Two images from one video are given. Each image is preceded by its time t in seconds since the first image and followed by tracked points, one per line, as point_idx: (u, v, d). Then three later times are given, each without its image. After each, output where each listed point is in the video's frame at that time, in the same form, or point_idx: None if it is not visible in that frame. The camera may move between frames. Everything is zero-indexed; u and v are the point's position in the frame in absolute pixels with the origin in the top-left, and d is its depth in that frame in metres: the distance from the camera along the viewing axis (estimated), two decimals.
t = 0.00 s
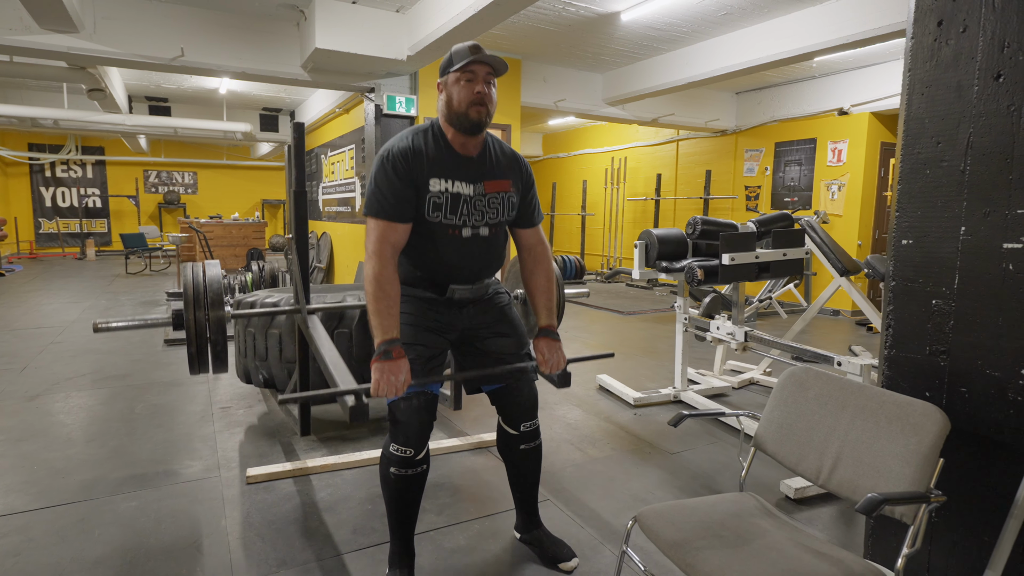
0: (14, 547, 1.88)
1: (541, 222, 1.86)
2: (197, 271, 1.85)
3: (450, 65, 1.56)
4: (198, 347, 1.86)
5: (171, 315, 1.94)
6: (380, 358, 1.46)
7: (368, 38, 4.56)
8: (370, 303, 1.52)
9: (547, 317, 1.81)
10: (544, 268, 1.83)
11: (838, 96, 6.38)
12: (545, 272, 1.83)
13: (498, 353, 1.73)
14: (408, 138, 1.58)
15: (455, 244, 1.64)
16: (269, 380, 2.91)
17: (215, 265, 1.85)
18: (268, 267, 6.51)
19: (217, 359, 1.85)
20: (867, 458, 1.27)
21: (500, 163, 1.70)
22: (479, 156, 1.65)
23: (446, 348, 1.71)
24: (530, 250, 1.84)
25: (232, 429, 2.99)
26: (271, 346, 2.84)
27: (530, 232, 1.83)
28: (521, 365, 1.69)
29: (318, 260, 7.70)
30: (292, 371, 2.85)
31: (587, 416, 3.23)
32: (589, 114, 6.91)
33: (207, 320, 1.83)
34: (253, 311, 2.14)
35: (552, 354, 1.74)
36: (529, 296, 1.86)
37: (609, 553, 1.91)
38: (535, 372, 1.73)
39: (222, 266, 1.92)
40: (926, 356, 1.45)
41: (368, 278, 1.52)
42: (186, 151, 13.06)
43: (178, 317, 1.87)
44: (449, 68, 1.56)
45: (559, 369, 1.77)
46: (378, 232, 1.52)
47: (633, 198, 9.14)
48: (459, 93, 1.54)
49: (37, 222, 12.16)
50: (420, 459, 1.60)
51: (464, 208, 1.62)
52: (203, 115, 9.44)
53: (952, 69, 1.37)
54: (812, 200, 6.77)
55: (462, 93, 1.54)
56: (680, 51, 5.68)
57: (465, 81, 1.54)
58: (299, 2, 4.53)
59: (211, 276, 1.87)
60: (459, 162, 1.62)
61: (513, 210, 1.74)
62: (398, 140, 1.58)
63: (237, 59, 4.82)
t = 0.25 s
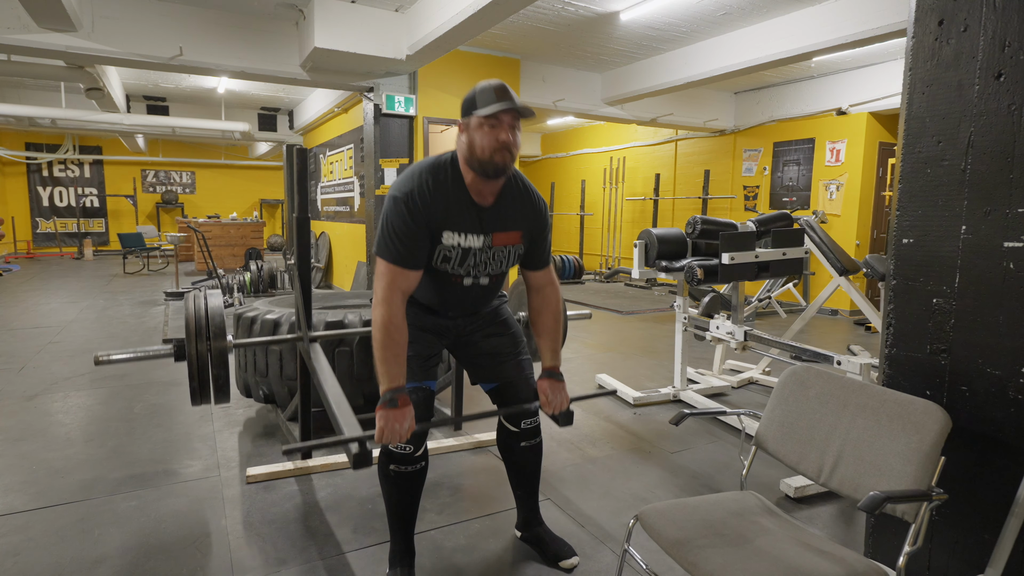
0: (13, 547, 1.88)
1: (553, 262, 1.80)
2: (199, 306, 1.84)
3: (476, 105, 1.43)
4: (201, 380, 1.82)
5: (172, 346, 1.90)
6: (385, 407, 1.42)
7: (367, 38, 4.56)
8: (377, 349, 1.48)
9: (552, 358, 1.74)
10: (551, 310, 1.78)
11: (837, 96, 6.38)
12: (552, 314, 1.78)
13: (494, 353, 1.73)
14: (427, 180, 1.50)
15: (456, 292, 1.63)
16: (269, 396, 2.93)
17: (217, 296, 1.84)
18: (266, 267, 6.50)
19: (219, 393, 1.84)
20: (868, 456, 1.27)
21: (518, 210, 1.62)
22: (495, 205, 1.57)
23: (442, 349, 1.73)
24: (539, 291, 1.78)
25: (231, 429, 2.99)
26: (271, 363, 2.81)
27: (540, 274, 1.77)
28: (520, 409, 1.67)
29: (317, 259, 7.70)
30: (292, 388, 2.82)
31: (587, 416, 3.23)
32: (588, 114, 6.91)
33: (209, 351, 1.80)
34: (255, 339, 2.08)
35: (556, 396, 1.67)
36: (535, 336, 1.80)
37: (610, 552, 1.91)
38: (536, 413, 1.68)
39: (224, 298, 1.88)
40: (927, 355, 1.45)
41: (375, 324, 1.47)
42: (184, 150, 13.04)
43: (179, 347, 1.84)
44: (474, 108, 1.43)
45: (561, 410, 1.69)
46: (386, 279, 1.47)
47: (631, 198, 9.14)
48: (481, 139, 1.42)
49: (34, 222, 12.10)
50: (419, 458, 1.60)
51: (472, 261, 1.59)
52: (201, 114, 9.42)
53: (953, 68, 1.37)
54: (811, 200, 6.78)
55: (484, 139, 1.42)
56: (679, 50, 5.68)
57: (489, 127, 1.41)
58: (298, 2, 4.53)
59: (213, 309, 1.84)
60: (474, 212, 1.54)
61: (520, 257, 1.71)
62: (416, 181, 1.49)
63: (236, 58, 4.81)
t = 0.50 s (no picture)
0: (10, 547, 1.87)
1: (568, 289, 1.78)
2: (199, 318, 1.82)
3: (506, 150, 1.41)
4: (199, 395, 1.80)
5: (172, 358, 1.84)
6: (384, 435, 1.44)
7: (366, 37, 4.56)
8: (378, 378, 1.47)
9: (556, 383, 1.76)
10: (560, 335, 1.77)
11: (835, 97, 6.42)
12: (561, 343, 1.76)
13: (494, 354, 1.72)
14: (446, 217, 1.48)
15: (459, 321, 1.66)
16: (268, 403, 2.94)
17: (217, 309, 1.83)
18: (264, 267, 6.49)
19: (218, 406, 1.84)
20: (867, 456, 1.28)
21: (533, 249, 1.61)
22: (510, 247, 1.56)
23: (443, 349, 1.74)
24: (552, 316, 1.77)
25: (229, 428, 2.98)
26: (270, 370, 2.80)
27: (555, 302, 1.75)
28: (520, 430, 1.69)
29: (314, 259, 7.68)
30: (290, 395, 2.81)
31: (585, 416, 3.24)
32: (587, 115, 6.91)
33: (208, 365, 1.78)
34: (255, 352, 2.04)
35: (556, 419, 1.71)
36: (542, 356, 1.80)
37: (608, 552, 1.92)
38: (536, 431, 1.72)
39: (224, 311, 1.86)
40: (925, 355, 1.46)
41: (377, 353, 1.45)
42: (181, 149, 13.00)
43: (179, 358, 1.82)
44: (503, 153, 1.41)
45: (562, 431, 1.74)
46: (391, 310, 1.44)
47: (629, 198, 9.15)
48: (505, 186, 1.41)
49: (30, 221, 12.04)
50: (421, 460, 1.60)
51: (478, 297, 1.60)
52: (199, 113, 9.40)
53: (952, 70, 1.37)
54: (808, 201, 6.80)
55: (509, 188, 1.41)
56: (678, 51, 5.69)
57: (517, 176, 1.41)
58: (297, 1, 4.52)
59: (212, 323, 1.82)
60: (488, 253, 1.54)
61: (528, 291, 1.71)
62: (435, 218, 1.47)
63: (235, 57, 4.80)
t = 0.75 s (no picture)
0: (5, 548, 1.86)
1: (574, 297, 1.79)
2: (196, 321, 1.82)
3: (519, 157, 1.41)
4: (198, 397, 1.81)
5: (170, 362, 1.85)
6: (383, 442, 1.46)
7: (363, 37, 4.55)
8: (381, 386, 1.47)
9: (555, 389, 1.78)
10: (562, 344, 1.77)
11: (832, 98, 6.45)
12: (562, 355, 1.77)
13: (493, 354, 1.71)
14: (457, 226, 1.47)
15: (465, 326, 1.66)
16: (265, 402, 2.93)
17: (215, 312, 1.82)
18: (260, 266, 6.47)
19: (216, 409, 1.82)
20: (864, 456, 1.28)
21: (543, 257, 1.60)
22: (520, 255, 1.56)
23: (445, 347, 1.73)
24: (556, 324, 1.78)
25: (226, 428, 2.98)
26: (267, 370, 2.80)
27: (561, 310, 1.76)
28: (518, 434, 1.71)
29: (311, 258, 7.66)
30: (288, 395, 2.80)
31: (582, 416, 3.24)
32: (584, 115, 6.91)
33: (206, 366, 1.78)
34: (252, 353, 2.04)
35: (554, 424, 1.73)
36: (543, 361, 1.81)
37: (605, 552, 1.92)
38: (533, 437, 1.75)
39: (222, 312, 1.86)
40: (921, 355, 1.46)
41: (382, 363, 1.46)
42: (177, 148, 12.97)
43: (176, 361, 1.82)
44: (517, 160, 1.41)
45: (558, 436, 1.76)
46: (397, 320, 1.44)
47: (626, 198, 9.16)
48: (519, 196, 1.41)
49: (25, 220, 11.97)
50: (420, 460, 1.60)
51: (486, 305, 1.60)
52: (195, 113, 9.38)
53: (949, 70, 1.38)
54: (805, 201, 6.82)
55: (522, 196, 1.41)
56: (675, 51, 5.70)
57: (531, 184, 1.40)
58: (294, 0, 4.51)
59: (209, 324, 1.82)
60: (498, 261, 1.53)
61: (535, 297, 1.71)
62: (446, 226, 1.46)
63: (232, 56, 4.79)
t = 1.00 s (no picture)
0: (4, 549, 1.86)
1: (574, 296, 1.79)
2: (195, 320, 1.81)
3: (518, 154, 1.41)
4: (198, 397, 1.79)
5: (169, 360, 1.81)
6: (383, 441, 1.46)
7: (362, 36, 4.55)
8: (381, 385, 1.47)
9: (556, 388, 1.77)
10: (564, 344, 1.77)
11: (829, 98, 6.46)
12: (563, 356, 1.78)
13: (495, 354, 1.71)
14: (457, 224, 1.47)
15: (467, 327, 1.65)
16: (264, 403, 2.92)
17: (215, 311, 1.80)
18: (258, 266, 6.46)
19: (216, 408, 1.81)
20: (864, 456, 1.28)
21: (544, 257, 1.60)
22: (521, 254, 1.56)
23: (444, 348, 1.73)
24: (557, 324, 1.78)
25: (224, 429, 2.97)
26: (266, 370, 2.79)
27: (562, 309, 1.76)
28: (518, 432, 1.69)
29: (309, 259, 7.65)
30: (287, 395, 2.79)
31: (582, 416, 3.24)
32: (583, 115, 6.91)
33: (206, 366, 1.77)
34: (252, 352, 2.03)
35: (555, 423, 1.72)
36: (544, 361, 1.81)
37: (605, 552, 1.92)
38: (534, 436, 1.74)
39: (221, 312, 1.85)
40: (921, 354, 1.47)
41: (382, 362, 1.46)
42: (175, 148, 12.94)
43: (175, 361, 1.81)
44: (516, 156, 1.42)
45: (559, 435, 1.75)
46: (397, 319, 1.44)
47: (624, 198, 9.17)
48: (518, 193, 1.42)
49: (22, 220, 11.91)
50: (420, 460, 1.60)
51: (487, 305, 1.60)
52: (193, 113, 9.36)
53: (948, 70, 1.38)
54: (803, 201, 6.84)
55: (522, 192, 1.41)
56: (673, 51, 5.71)
57: (530, 179, 1.41)
58: None
59: (209, 323, 1.81)
60: (500, 260, 1.53)
61: (537, 297, 1.70)
62: (446, 225, 1.46)
63: (230, 55, 4.78)
